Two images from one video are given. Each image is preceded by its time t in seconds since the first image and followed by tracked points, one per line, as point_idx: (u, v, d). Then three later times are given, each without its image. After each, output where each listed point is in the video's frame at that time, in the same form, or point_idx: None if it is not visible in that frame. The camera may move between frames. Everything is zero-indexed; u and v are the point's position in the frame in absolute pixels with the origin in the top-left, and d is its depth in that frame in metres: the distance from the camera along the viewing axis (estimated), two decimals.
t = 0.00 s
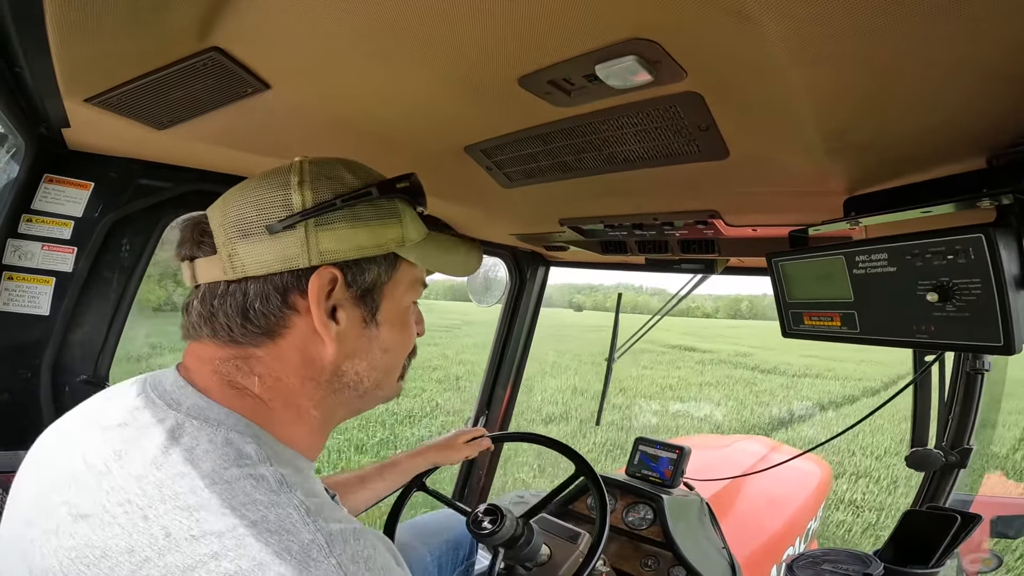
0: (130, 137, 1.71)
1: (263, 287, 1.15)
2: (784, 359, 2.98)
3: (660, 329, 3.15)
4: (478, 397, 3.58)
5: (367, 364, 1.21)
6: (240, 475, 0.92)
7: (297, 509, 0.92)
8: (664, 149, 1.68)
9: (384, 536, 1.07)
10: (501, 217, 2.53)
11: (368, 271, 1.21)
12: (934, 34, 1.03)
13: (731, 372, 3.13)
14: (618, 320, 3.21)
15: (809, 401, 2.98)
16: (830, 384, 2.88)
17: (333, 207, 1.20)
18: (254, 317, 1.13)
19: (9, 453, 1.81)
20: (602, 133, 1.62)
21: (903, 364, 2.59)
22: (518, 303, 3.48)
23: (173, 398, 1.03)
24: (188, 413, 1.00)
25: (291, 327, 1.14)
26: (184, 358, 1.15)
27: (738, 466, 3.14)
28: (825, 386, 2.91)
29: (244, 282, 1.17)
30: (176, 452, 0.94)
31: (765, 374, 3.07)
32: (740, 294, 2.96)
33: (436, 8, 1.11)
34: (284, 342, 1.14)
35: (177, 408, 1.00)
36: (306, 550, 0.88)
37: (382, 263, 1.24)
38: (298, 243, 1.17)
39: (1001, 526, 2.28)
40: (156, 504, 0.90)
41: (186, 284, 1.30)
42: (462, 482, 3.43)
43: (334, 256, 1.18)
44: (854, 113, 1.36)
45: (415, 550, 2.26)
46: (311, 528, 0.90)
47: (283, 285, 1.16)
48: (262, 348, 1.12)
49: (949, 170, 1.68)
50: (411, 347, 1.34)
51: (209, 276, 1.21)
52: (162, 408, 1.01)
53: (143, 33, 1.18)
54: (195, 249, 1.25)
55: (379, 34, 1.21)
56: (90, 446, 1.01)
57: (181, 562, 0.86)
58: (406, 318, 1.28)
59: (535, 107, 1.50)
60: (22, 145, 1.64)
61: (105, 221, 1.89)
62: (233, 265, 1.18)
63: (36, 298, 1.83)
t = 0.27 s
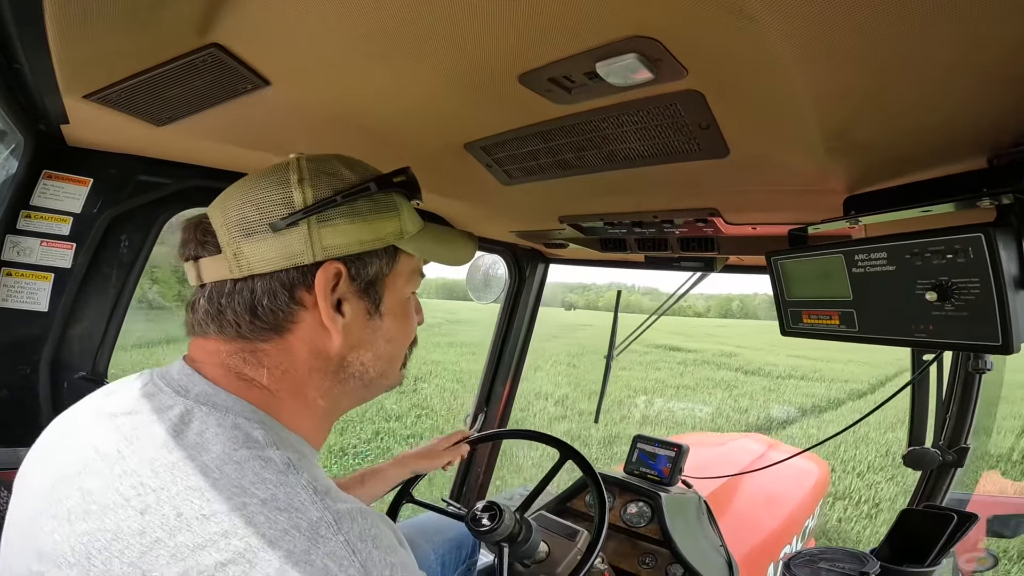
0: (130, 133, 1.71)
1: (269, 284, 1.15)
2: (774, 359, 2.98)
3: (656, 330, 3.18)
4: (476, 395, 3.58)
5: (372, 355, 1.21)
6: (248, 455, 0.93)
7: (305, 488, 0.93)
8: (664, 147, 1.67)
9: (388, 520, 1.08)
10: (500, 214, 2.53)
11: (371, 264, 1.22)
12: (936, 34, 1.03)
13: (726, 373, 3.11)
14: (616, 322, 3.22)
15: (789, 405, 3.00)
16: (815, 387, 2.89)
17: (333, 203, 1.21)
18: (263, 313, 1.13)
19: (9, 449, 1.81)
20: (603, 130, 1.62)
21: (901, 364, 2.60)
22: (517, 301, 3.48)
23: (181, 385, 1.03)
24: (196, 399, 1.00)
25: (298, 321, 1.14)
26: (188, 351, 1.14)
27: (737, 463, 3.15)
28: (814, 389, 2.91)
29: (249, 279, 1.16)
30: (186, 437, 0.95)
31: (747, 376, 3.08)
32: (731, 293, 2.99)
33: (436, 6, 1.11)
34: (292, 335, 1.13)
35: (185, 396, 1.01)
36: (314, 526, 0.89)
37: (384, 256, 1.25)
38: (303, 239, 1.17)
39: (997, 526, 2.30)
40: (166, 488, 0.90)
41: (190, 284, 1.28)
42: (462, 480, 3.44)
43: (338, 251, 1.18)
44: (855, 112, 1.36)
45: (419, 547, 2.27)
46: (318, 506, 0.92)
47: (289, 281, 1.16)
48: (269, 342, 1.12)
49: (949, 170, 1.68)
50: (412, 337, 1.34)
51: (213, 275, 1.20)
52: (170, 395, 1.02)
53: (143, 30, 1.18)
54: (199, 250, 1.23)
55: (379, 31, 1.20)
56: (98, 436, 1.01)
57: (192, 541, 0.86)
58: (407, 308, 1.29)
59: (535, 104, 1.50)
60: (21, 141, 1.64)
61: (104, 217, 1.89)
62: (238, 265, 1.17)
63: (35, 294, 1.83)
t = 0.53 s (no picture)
0: (127, 138, 1.71)
1: (255, 285, 1.15)
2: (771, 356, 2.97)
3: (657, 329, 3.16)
4: (478, 397, 3.62)
5: (368, 356, 1.21)
6: (230, 466, 0.92)
7: (288, 501, 0.91)
8: (661, 148, 1.68)
9: (385, 530, 1.06)
10: (499, 216, 2.53)
11: (363, 260, 1.21)
12: (931, 32, 1.03)
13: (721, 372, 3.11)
14: (616, 322, 3.22)
15: (769, 409, 3.05)
16: (801, 391, 2.92)
17: (320, 197, 1.19)
18: (248, 315, 1.12)
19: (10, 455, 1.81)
20: (600, 132, 1.62)
21: (902, 361, 2.59)
22: (517, 303, 3.52)
23: (166, 393, 1.03)
24: (179, 407, 1.00)
25: (286, 322, 1.14)
26: (177, 356, 1.15)
27: (738, 464, 3.10)
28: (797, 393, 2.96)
29: (236, 281, 1.16)
30: (168, 445, 0.94)
31: (731, 379, 3.10)
32: (722, 293, 2.98)
33: (432, 8, 1.11)
34: (281, 339, 1.13)
35: (169, 402, 1.01)
36: (296, 543, 0.87)
37: (376, 252, 1.23)
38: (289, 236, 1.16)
39: (1001, 524, 2.28)
40: (147, 498, 0.90)
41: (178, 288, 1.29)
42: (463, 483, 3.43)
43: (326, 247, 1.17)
44: (852, 110, 1.36)
45: (420, 551, 2.25)
46: (302, 521, 0.90)
47: (276, 281, 1.15)
48: (256, 345, 1.12)
49: (947, 167, 1.68)
50: (414, 334, 1.33)
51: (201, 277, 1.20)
52: (155, 402, 1.02)
53: (140, 34, 1.18)
54: (182, 251, 1.25)
55: (376, 34, 1.20)
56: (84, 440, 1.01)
57: (166, 557, 0.86)
58: (405, 306, 1.28)
59: (532, 106, 1.50)
60: (18, 147, 1.64)
61: (103, 223, 1.89)
62: (223, 265, 1.17)
63: (34, 300, 1.83)
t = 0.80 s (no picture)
0: (123, 147, 1.71)
1: (271, 302, 1.13)
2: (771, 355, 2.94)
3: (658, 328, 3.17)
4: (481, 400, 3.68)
5: (383, 377, 1.19)
6: (246, 482, 0.93)
7: (305, 517, 0.92)
8: (657, 147, 1.68)
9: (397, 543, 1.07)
10: (497, 219, 2.53)
11: (382, 280, 1.19)
12: (924, 25, 1.03)
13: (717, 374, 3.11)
14: (618, 320, 3.25)
15: (751, 407, 3.09)
16: (790, 395, 2.94)
17: (341, 213, 1.17)
18: (263, 333, 1.11)
19: (13, 466, 1.80)
20: (596, 133, 1.62)
21: (902, 354, 2.59)
22: (517, 307, 3.60)
23: (178, 407, 1.03)
24: (192, 420, 1.01)
25: (302, 341, 1.13)
26: (189, 368, 1.15)
27: (742, 461, 3.07)
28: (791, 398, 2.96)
29: (250, 296, 1.15)
30: (183, 460, 0.94)
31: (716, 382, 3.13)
32: (713, 292, 2.98)
33: (425, 12, 1.11)
34: (296, 358, 1.12)
35: (182, 417, 1.01)
36: (314, 560, 0.88)
37: (396, 271, 1.22)
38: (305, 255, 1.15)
39: (1011, 518, 2.28)
40: (161, 515, 0.89)
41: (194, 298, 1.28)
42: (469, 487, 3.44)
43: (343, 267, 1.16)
44: (846, 104, 1.36)
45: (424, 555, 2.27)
46: (319, 538, 0.91)
47: (292, 299, 1.14)
48: (270, 362, 1.11)
49: (942, 161, 1.68)
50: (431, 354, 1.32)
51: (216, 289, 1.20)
52: (166, 416, 1.02)
53: (133, 41, 1.17)
54: (200, 263, 1.23)
55: (369, 37, 1.20)
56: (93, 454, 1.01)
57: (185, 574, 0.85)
58: (425, 327, 1.27)
59: (528, 108, 1.50)
60: (14, 157, 1.63)
61: (100, 232, 1.89)
62: (239, 280, 1.16)
63: (34, 312, 1.82)
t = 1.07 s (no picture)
0: (121, 147, 1.71)
1: (326, 328, 1.05)
2: (763, 355, 2.93)
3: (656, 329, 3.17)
4: (477, 400, 3.60)
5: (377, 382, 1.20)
6: (217, 466, 0.89)
7: (272, 498, 0.89)
8: (655, 149, 1.68)
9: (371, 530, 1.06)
10: (495, 220, 2.53)
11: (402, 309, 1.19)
12: (921, 30, 1.04)
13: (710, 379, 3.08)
14: (615, 320, 3.24)
15: (732, 411, 3.06)
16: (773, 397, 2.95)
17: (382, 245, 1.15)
18: (313, 352, 1.04)
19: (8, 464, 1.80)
20: (594, 134, 1.62)
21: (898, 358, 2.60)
22: (514, 307, 3.52)
23: (155, 398, 0.98)
24: (170, 412, 0.94)
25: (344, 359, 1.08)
26: (191, 376, 1.01)
27: (738, 463, 3.06)
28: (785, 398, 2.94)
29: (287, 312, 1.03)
30: (155, 447, 0.91)
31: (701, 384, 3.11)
32: (705, 291, 2.99)
33: (424, 12, 1.11)
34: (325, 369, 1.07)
35: (161, 408, 0.95)
36: (278, 536, 0.86)
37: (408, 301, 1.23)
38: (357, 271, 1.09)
39: (1005, 520, 2.31)
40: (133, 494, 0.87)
41: (200, 314, 1.04)
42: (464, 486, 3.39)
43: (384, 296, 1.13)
44: (844, 108, 1.37)
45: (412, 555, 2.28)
46: (284, 516, 0.89)
47: (346, 329, 1.07)
48: (308, 377, 1.05)
49: (939, 165, 1.69)
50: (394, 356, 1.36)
51: (237, 296, 1.03)
52: (145, 408, 0.96)
53: (131, 41, 1.17)
54: (241, 274, 1.03)
55: (367, 38, 1.21)
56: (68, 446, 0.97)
57: (153, 550, 0.84)
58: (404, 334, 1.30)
59: (526, 110, 1.51)
60: (11, 156, 1.63)
61: (97, 232, 1.88)
62: (293, 306, 1.03)
63: (30, 310, 1.82)
